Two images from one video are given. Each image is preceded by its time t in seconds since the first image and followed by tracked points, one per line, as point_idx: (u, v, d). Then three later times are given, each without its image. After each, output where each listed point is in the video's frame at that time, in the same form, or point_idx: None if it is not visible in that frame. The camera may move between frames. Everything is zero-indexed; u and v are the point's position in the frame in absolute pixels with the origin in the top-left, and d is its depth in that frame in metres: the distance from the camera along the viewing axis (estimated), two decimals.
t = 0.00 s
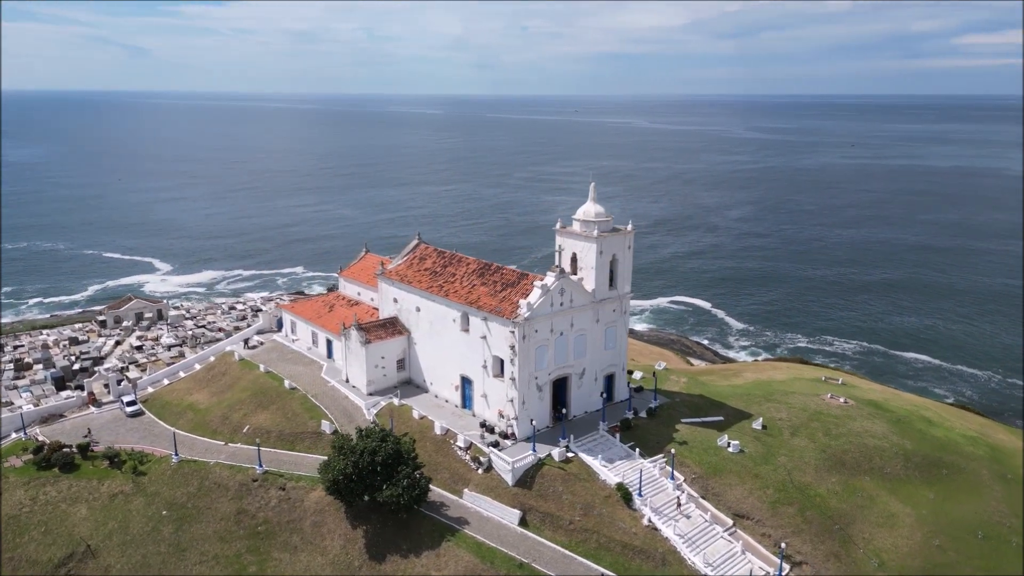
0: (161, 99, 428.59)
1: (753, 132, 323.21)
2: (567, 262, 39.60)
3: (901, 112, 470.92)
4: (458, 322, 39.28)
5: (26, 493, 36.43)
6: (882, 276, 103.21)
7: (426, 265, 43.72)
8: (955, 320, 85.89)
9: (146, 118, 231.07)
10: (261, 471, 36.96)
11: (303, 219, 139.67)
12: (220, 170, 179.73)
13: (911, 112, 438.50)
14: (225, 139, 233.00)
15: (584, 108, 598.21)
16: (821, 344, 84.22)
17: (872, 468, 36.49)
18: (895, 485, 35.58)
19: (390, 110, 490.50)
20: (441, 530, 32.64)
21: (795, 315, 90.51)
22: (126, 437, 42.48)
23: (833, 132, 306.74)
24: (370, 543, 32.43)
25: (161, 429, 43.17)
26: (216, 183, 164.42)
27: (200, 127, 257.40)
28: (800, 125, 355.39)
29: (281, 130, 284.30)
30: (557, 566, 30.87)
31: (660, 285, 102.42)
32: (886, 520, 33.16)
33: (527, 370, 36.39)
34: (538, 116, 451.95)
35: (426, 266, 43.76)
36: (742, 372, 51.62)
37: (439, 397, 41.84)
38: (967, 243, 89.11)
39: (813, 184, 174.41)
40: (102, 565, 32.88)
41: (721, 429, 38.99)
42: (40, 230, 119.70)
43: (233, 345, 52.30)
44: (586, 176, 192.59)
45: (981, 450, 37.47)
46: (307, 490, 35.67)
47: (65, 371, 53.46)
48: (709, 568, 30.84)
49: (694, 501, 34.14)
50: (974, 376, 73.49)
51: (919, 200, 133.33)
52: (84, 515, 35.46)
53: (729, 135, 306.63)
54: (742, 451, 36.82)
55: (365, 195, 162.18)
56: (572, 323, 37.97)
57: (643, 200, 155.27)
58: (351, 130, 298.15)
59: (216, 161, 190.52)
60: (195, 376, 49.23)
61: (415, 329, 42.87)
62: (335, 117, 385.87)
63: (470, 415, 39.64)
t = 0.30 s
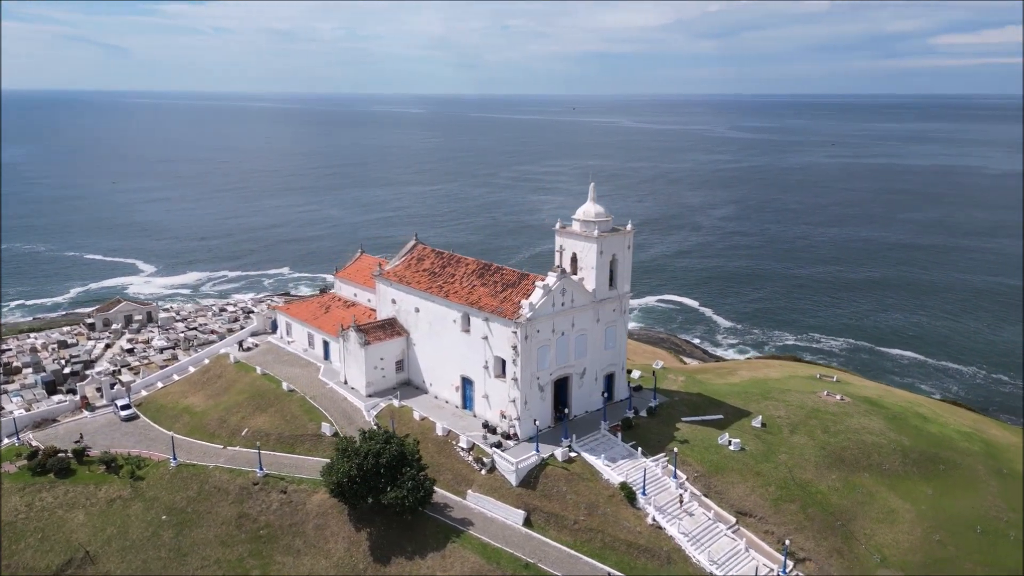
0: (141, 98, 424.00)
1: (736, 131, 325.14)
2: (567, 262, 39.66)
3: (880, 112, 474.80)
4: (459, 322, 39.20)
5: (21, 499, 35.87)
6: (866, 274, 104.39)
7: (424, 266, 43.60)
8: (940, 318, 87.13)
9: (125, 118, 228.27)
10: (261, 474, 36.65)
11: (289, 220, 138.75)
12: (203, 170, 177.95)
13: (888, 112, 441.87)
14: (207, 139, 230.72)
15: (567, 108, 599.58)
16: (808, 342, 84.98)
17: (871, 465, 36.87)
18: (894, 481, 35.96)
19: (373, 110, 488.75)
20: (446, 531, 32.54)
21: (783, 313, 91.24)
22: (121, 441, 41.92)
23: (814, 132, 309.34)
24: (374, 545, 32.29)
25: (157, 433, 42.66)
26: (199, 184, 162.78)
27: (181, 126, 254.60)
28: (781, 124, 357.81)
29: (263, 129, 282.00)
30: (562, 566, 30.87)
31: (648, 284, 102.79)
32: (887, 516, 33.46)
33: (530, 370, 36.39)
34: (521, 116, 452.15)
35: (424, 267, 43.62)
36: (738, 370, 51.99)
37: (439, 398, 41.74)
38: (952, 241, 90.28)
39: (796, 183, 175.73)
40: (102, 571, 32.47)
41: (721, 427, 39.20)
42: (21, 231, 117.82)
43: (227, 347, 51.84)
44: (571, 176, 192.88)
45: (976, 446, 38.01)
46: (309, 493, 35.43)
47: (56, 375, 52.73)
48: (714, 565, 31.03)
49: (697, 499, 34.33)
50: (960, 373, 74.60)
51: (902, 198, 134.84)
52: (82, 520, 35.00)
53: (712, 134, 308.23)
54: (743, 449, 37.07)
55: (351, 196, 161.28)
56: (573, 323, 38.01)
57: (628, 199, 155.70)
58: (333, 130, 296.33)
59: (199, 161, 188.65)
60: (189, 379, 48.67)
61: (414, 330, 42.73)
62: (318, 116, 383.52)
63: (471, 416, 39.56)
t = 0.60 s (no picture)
0: (114, 95, 416.77)
1: (717, 130, 327.29)
2: (567, 262, 39.71)
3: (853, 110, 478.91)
4: (460, 323, 39.11)
5: (17, 505, 35.29)
6: (851, 272, 105.52)
7: (423, 267, 43.47)
8: (925, 315, 88.24)
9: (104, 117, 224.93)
10: (262, 477, 36.37)
11: (273, 221, 137.69)
12: (185, 170, 176.03)
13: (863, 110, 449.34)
14: (188, 138, 228.16)
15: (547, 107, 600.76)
16: (796, 339, 85.75)
17: (869, 461, 37.28)
18: (892, 477, 36.39)
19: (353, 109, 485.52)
20: (451, 533, 32.46)
21: (771, 312, 92.04)
22: (117, 445, 41.37)
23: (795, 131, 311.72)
24: (379, 547, 32.17)
25: (153, 437, 42.16)
26: (181, 184, 161.01)
27: (160, 126, 251.39)
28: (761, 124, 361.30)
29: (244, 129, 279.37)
30: (569, 566, 30.91)
31: (636, 283, 103.17)
32: (886, 511, 33.81)
33: (532, 370, 36.40)
34: (502, 115, 452.04)
35: (422, 267, 43.48)
36: (733, 369, 52.36)
37: (439, 399, 41.63)
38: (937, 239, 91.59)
39: (779, 182, 177.00)
40: None
41: (721, 425, 39.47)
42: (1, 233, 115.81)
43: (222, 350, 51.39)
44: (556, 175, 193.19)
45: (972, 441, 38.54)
46: (311, 495, 35.19)
47: (47, 379, 51.96)
48: (719, 563, 31.25)
49: (700, 497, 34.56)
50: (945, 369, 75.67)
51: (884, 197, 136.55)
52: (80, 526, 34.54)
53: (694, 133, 309.76)
54: (744, 447, 37.34)
55: (336, 196, 160.41)
56: (574, 323, 38.08)
57: (613, 199, 156.11)
58: (315, 130, 294.22)
59: (181, 161, 186.58)
60: (184, 382, 48.13)
61: (413, 331, 42.58)
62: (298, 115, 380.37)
63: (472, 416, 39.51)
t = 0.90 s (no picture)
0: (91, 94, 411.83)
1: (699, 129, 329.23)
2: (567, 262, 39.77)
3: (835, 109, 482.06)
4: (460, 323, 39.02)
5: (12, 511, 34.75)
6: (836, 271, 106.63)
7: (421, 268, 43.33)
8: (910, 313, 89.39)
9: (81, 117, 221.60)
10: (263, 480, 36.07)
11: (258, 222, 136.62)
12: (167, 171, 174.09)
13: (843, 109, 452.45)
14: (169, 138, 225.57)
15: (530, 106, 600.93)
16: (783, 337, 86.55)
17: (868, 457, 37.65)
18: (891, 473, 36.82)
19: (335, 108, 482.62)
20: (456, 534, 32.40)
21: (759, 310, 92.75)
22: (113, 450, 40.85)
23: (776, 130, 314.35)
24: (383, 550, 32.04)
25: (150, 441, 41.66)
26: (163, 185, 159.21)
27: (139, 125, 248.31)
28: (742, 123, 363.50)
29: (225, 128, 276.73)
30: (575, 566, 30.96)
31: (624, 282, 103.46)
32: (887, 507, 34.21)
33: (534, 370, 36.42)
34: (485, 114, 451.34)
35: (421, 268, 43.32)
36: (729, 367, 52.69)
37: (439, 400, 41.50)
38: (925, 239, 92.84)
39: (761, 181, 178.34)
40: None
41: (721, 424, 39.66)
42: None
43: (216, 352, 50.95)
44: (541, 175, 193.35)
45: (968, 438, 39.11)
46: (313, 498, 34.93)
47: (37, 383, 51.21)
48: (724, 560, 31.45)
49: (702, 495, 34.77)
50: (931, 365, 76.71)
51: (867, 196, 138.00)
52: (78, 532, 34.10)
53: (676, 133, 311.41)
54: (745, 445, 37.57)
55: (320, 197, 159.40)
56: (575, 323, 38.13)
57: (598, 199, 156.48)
58: (297, 129, 292.17)
59: (162, 162, 184.48)
60: (179, 386, 47.64)
61: (412, 332, 42.42)
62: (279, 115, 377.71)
63: (473, 417, 39.43)
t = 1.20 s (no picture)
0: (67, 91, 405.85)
1: (681, 128, 331.23)
2: (567, 262, 39.77)
3: (813, 108, 486.49)
4: (461, 324, 38.91)
5: (8, 519, 34.22)
6: (820, 269, 107.72)
7: (419, 268, 43.15)
8: (893, 310, 90.57)
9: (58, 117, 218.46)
10: (265, 484, 35.74)
11: (242, 223, 135.53)
12: (147, 172, 172.08)
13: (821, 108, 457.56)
14: (148, 138, 222.97)
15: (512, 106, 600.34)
16: (770, 335, 87.24)
17: (866, 454, 38.10)
18: (889, 469, 37.23)
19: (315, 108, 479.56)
20: (462, 535, 32.32)
21: (747, 308, 93.43)
22: (109, 455, 40.30)
23: (755, 130, 317.12)
24: (388, 552, 31.91)
25: (146, 446, 41.14)
26: (144, 185, 157.37)
27: (118, 125, 245.27)
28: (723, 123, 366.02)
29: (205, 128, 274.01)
30: (581, 565, 31.01)
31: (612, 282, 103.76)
32: (887, 503, 34.57)
33: (537, 371, 36.42)
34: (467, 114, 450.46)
35: (419, 269, 43.17)
36: (723, 366, 53.01)
37: (439, 401, 41.39)
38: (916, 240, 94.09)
39: (743, 180, 179.73)
40: None
41: (721, 422, 39.89)
42: None
43: (210, 355, 50.45)
44: (526, 175, 193.48)
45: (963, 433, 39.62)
46: (316, 501, 34.67)
47: (28, 388, 50.42)
48: (729, 558, 31.66)
49: (705, 493, 34.96)
50: (916, 362, 77.76)
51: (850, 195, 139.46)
52: (76, 539, 33.64)
53: (657, 132, 312.99)
54: (745, 443, 37.83)
55: (305, 197, 158.43)
56: (576, 323, 38.17)
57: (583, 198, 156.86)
58: (279, 129, 290.12)
59: (143, 162, 182.34)
60: (173, 390, 47.11)
61: (411, 333, 42.26)
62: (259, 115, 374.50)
63: (474, 418, 39.37)
